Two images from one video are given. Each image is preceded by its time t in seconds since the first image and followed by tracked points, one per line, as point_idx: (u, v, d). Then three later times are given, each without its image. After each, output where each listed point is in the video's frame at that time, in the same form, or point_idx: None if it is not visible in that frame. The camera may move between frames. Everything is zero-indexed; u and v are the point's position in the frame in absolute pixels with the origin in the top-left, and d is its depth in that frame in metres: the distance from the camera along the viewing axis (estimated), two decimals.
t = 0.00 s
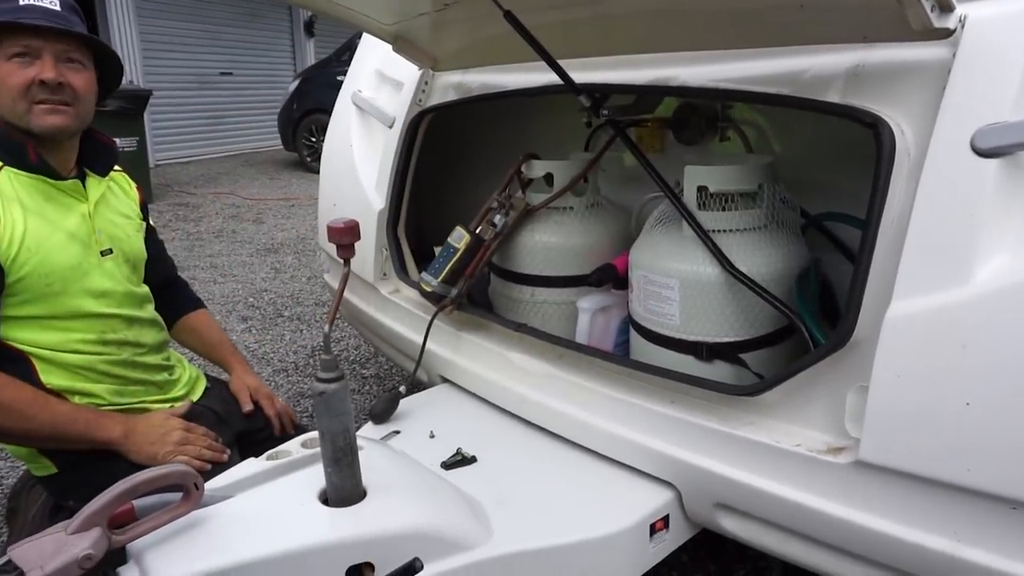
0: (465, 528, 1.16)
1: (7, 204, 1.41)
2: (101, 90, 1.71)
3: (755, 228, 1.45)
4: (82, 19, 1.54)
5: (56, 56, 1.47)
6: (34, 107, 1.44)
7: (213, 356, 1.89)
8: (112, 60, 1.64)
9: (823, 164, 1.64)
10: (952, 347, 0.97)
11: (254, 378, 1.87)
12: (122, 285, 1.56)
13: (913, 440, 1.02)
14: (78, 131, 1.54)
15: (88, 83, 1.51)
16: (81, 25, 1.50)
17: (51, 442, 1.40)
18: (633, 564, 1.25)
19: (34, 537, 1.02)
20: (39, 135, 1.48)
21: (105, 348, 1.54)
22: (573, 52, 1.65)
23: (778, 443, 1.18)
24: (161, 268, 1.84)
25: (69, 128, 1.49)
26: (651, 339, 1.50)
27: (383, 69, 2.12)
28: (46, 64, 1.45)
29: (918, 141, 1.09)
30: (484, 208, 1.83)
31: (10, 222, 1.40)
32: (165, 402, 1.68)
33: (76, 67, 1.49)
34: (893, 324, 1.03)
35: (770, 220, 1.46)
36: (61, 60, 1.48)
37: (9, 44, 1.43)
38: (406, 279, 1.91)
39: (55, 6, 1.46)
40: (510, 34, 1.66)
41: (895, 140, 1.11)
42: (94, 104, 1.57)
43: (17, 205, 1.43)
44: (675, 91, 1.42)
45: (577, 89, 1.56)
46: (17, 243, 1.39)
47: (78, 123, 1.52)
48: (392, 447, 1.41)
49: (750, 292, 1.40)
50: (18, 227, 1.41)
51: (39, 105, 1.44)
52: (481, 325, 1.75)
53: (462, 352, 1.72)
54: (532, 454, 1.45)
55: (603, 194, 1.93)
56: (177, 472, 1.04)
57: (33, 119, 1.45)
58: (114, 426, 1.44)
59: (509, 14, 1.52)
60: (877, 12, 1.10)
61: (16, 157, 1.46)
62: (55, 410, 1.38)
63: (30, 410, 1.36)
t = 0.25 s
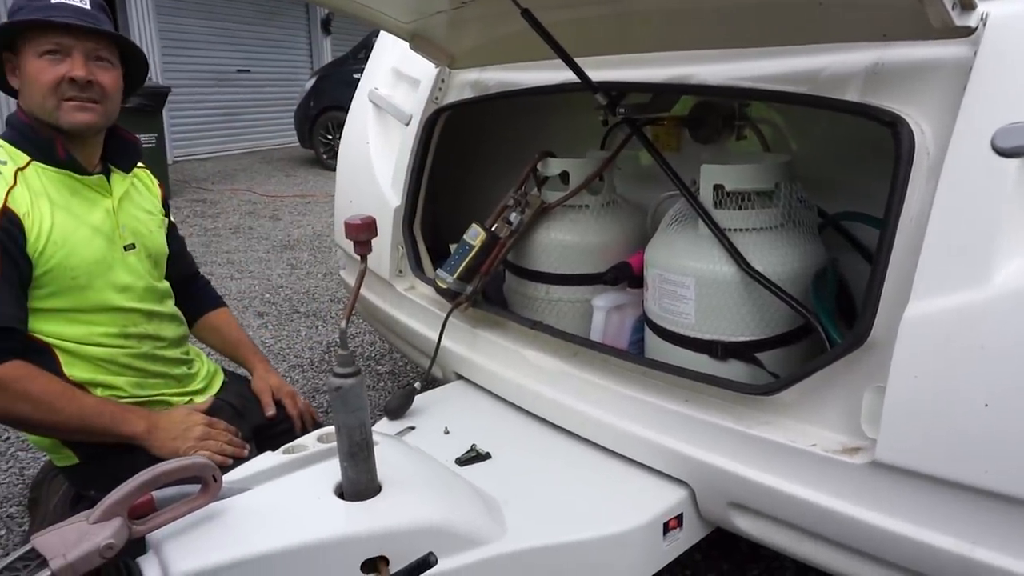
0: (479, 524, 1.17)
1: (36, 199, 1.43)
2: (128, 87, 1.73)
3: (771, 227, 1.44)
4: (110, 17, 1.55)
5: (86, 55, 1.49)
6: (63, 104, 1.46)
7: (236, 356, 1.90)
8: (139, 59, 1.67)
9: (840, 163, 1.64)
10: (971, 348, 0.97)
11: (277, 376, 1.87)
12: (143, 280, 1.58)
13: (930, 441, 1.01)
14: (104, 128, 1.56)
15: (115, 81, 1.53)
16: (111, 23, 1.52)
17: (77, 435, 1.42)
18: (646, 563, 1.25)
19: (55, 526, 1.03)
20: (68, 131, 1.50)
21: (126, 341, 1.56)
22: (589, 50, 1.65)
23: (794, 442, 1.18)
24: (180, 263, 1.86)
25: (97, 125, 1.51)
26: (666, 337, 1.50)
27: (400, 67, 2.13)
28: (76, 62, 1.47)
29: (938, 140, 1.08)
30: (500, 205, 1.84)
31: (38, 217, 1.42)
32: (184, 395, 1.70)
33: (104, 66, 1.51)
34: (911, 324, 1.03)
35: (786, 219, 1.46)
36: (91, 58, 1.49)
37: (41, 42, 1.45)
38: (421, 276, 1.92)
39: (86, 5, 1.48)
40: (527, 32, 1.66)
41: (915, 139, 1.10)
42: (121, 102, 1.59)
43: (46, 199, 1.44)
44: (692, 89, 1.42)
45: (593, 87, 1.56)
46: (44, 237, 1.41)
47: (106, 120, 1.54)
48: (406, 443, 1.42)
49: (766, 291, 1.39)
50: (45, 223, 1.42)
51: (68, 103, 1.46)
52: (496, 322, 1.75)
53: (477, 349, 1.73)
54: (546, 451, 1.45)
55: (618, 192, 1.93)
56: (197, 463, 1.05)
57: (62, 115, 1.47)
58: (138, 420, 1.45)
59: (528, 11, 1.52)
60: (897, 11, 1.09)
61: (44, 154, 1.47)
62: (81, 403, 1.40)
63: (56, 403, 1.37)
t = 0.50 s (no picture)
0: (494, 519, 1.17)
1: (60, 195, 1.45)
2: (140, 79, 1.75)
3: (788, 225, 1.44)
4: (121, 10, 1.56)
5: (103, 51, 1.51)
6: (86, 100, 1.48)
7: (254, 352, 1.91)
8: (152, 52, 1.70)
9: (858, 161, 1.63)
10: (991, 346, 0.96)
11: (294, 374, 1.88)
12: (163, 276, 1.60)
13: (948, 439, 1.00)
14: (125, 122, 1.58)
15: (132, 74, 1.55)
16: (119, 16, 1.54)
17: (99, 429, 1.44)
18: (661, 560, 1.25)
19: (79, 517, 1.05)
20: (92, 127, 1.52)
21: (146, 337, 1.58)
22: (604, 48, 1.65)
23: (810, 440, 1.18)
24: (199, 260, 1.88)
25: (120, 119, 1.54)
26: (681, 335, 1.50)
27: (416, 66, 2.14)
28: (94, 58, 1.49)
29: (957, 137, 1.08)
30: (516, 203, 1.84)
31: (62, 212, 1.43)
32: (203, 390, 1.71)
33: (120, 60, 1.53)
34: (930, 322, 1.02)
35: (803, 217, 1.45)
36: (107, 54, 1.52)
37: (57, 42, 1.47)
38: (436, 273, 1.93)
39: None
40: (543, 31, 1.67)
41: (934, 136, 1.10)
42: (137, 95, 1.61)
43: (69, 196, 1.46)
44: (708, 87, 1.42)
45: (610, 85, 1.55)
46: (68, 234, 1.43)
47: (127, 114, 1.56)
48: (422, 439, 1.42)
49: (782, 289, 1.39)
50: (69, 219, 1.44)
51: (91, 99, 1.48)
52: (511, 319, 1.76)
53: (493, 346, 1.73)
54: (561, 448, 1.46)
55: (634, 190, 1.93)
56: (216, 456, 1.06)
57: (86, 112, 1.49)
58: (159, 416, 1.47)
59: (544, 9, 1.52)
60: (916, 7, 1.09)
61: (68, 150, 1.49)
62: (104, 399, 1.41)
63: (81, 399, 1.39)
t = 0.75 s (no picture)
0: (503, 515, 1.18)
1: (73, 193, 1.46)
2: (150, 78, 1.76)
3: (798, 223, 1.44)
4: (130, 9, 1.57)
5: (114, 50, 1.52)
6: (98, 100, 1.50)
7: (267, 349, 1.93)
8: (163, 52, 1.71)
9: (869, 158, 1.62)
10: (1003, 344, 0.96)
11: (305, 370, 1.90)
12: (175, 273, 1.61)
13: (959, 437, 1.00)
14: (137, 121, 1.60)
15: (143, 73, 1.56)
16: (130, 15, 1.55)
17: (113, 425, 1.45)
18: (670, 557, 1.25)
19: (94, 510, 1.06)
20: (104, 127, 1.53)
21: (159, 334, 1.60)
22: (614, 46, 1.65)
23: (819, 438, 1.18)
24: (211, 258, 1.89)
25: (131, 119, 1.55)
26: (690, 332, 1.50)
27: (427, 64, 2.14)
28: (106, 58, 1.50)
29: (969, 134, 1.07)
30: (526, 200, 1.84)
31: (75, 209, 1.45)
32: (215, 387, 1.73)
33: (131, 59, 1.55)
34: (941, 319, 1.02)
35: (814, 214, 1.45)
36: (118, 53, 1.53)
37: (69, 42, 1.48)
38: (446, 271, 1.93)
39: None
40: (553, 29, 1.67)
41: (946, 132, 1.09)
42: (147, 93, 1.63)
43: (82, 195, 1.47)
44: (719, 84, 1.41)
45: (619, 82, 1.55)
46: (81, 231, 1.45)
47: (138, 113, 1.57)
48: (432, 435, 1.43)
49: (792, 286, 1.39)
50: (83, 216, 1.46)
51: (103, 98, 1.49)
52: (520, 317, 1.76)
53: (502, 343, 1.74)
54: (571, 445, 1.46)
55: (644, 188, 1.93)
56: (228, 451, 1.08)
57: (98, 111, 1.50)
58: (173, 411, 1.49)
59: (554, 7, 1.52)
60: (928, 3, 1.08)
61: (81, 149, 1.50)
62: (119, 395, 1.43)
63: (96, 395, 1.40)
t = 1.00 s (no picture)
0: (505, 512, 1.18)
1: (76, 190, 1.46)
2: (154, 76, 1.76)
3: (800, 220, 1.43)
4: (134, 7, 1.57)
5: (120, 48, 1.52)
6: (103, 97, 1.50)
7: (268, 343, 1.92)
8: (168, 51, 1.72)
9: (872, 155, 1.62)
10: (1005, 341, 0.96)
11: (305, 365, 1.89)
12: (176, 269, 1.61)
13: (961, 434, 1.00)
14: (141, 119, 1.60)
15: (148, 71, 1.56)
16: (136, 14, 1.56)
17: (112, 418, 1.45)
18: (671, 554, 1.25)
19: (96, 505, 1.06)
20: (108, 124, 1.53)
21: (161, 331, 1.60)
22: (616, 43, 1.65)
23: (821, 435, 1.18)
24: (213, 255, 1.90)
25: (135, 117, 1.55)
26: (692, 329, 1.50)
27: (429, 61, 2.14)
28: (111, 56, 1.50)
29: (972, 130, 1.07)
30: (528, 197, 1.84)
31: (78, 206, 1.46)
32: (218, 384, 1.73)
33: (136, 57, 1.55)
34: (943, 316, 1.02)
35: (816, 211, 1.45)
36: (124, 51, 1.53)
37: (75, 39, 1.49)
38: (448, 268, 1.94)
39: None
40: (555, 25, 1.66)
41: (948, 129, 1.09)
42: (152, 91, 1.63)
43: (85, 192, 1.48)
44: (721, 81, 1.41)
45: (621, 80, 1.55)
46: (83, 227, 1.45)
47: (142, 111, 1.57)
48: (433, 432, 1.43)
49: (794, 283, 1.39)
50: (85, 212, 1.46)
51: (107, 96, 1.50)
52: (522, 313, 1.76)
53: (504, 340, 1.74)
54: (572, 442, 1.46)
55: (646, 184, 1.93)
56: (229, 447, 1.08)
57: (103, 109, 1.51)
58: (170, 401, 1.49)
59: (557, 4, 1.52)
60: None
61: (85, 146, 1.50)
62: (116, 387, 1.43)
63: (93, 387, 1.41)
